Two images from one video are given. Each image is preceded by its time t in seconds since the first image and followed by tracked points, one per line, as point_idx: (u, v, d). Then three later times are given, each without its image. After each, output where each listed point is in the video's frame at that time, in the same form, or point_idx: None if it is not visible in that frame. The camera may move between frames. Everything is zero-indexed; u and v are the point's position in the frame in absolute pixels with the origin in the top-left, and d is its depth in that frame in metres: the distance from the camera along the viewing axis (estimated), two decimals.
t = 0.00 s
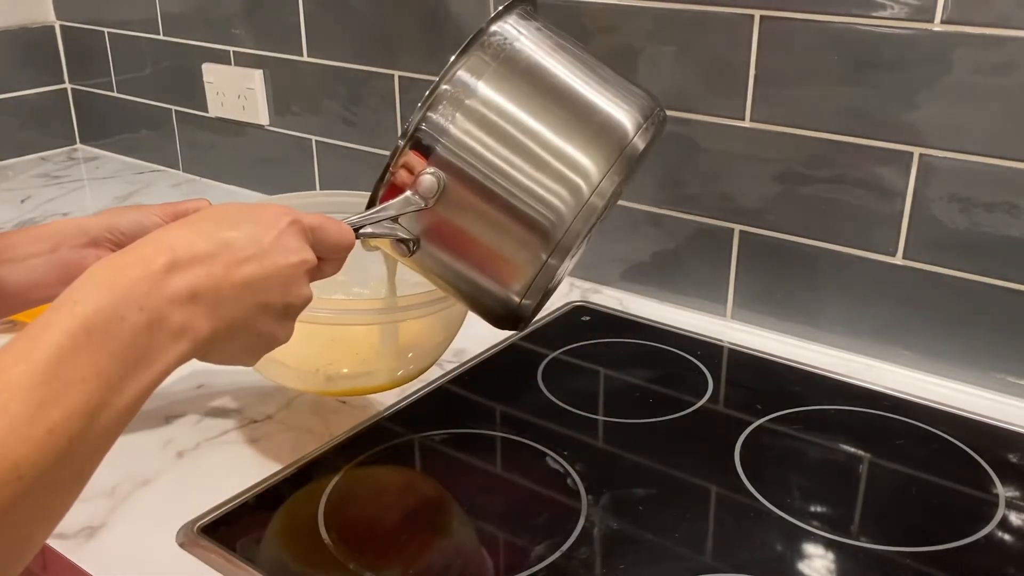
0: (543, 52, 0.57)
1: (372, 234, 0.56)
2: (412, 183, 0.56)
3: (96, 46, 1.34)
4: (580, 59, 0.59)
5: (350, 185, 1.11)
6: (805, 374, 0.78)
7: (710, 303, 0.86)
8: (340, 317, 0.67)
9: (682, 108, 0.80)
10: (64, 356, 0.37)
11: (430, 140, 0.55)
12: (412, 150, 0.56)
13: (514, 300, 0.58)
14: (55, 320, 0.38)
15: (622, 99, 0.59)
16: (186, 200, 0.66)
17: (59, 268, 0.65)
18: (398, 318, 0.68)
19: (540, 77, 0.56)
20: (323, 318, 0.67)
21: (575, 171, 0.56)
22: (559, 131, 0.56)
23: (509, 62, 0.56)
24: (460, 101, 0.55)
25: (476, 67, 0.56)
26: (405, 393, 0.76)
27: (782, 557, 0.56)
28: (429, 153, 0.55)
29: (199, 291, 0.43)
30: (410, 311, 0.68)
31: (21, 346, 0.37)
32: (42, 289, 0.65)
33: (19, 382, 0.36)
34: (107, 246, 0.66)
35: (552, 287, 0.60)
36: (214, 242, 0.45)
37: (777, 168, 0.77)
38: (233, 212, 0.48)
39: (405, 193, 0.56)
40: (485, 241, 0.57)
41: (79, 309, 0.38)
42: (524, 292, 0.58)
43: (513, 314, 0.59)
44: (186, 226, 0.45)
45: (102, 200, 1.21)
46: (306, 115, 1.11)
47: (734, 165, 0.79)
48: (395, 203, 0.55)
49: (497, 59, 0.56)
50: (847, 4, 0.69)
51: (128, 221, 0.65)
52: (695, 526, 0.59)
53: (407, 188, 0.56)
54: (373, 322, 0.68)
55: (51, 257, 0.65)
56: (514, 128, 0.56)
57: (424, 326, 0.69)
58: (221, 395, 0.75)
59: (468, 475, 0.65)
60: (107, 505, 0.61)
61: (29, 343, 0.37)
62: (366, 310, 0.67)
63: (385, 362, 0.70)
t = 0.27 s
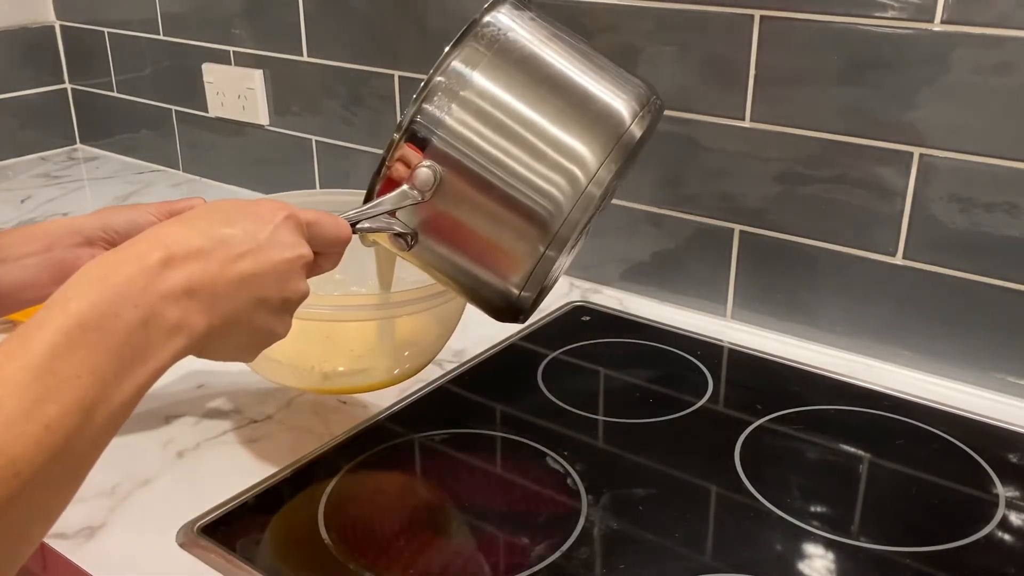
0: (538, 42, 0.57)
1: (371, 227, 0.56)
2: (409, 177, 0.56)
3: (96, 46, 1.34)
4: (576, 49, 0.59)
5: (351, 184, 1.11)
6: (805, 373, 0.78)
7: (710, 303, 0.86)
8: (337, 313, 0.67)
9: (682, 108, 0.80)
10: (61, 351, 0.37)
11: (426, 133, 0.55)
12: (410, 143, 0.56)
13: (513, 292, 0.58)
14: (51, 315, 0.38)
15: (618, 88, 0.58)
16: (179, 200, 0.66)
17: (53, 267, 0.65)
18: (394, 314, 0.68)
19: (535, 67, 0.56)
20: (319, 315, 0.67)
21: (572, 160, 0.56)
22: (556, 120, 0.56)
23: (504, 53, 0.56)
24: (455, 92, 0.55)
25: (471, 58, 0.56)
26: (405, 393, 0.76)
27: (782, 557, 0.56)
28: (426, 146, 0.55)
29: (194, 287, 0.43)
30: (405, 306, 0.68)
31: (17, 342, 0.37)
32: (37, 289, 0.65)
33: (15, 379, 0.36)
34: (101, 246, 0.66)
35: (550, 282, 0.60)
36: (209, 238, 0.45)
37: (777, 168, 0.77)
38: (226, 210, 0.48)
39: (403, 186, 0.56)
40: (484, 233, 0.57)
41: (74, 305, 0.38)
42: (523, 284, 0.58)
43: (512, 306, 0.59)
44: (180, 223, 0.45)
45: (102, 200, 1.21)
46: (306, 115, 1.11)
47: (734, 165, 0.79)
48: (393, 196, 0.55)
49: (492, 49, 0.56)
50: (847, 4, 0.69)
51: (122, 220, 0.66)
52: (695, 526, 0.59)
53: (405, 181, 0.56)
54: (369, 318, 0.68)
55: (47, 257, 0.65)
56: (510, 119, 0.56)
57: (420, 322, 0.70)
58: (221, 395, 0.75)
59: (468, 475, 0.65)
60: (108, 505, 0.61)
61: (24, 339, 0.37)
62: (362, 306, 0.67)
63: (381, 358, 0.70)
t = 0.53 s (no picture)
0: (539, 41, 0.57)
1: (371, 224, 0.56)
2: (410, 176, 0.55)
3: (96, 46, 1.34)
4: (576, 48, 0.59)
5: (351, 184, 1.11)
6: (805, 373, 0.78)
7: (710, 303, 0.86)
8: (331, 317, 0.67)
9: (682, 108, 0.80)
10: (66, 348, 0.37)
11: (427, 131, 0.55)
12: (409, 139, 0.55)
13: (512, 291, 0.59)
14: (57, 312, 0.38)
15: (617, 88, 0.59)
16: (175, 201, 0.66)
17: (50, 267, 0.65)
18: (389, 319, 0.68)
19: (536, 68, 0.56)
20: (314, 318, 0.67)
21: (572, 161, 0.56)
22: (556, 120, 0.56)
23: (505, 52, 0.56)
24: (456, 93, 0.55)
25: (473, 57, 0.55)
26: (405, 393, 0.76)
27: (782, 557, 0.56)
28: (427, 144, 0.55)
29: (200, 283, 0.43)
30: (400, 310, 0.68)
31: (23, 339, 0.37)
32: (33, 288, 0.65)
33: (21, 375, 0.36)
34: (97, 246, 0.66)
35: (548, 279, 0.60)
36: (214, 234, 0.45)
37: (777, 168, 0.77)
38: (233, 207, 0.48)
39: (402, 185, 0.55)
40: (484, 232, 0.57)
41: (80, 302, 0.38)
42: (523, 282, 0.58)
43: (511, 304, 0.59)
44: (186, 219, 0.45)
45: (102, 201, 1.21)
46: (306, 115, 1.11)
47: (734, 166, 0.79)
48: (392, 195, 0.55)
49: (493, 49, 0.56)
50: (847, 4, 0.69)
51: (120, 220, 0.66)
52: (695, 526, 0.59)
53: (405, 178, 0.56)
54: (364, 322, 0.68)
55: (43, 257, 0.65)
56: (511, 119, 0.56)
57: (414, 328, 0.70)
58: (221, 395, 0.75)
59: (468, 475, 0.65)
60: (108, 505, 0.61)
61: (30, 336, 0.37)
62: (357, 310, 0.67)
63: (374, 363, 0.70)
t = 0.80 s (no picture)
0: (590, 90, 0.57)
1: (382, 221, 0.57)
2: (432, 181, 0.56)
3: (96, 46, 1.34)
4: (620, 103, 0.58)
5: (351, 184, 1.11)
6: (805, 373, 0.78)
7: (710, 303, 0.86)
8: (326, 317, 0.68)
9: (682, 109, 0.80)
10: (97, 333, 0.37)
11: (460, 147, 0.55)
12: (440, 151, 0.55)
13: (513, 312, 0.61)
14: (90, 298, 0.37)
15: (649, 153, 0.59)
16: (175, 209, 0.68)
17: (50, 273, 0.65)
18: (384, 322, 0.68)
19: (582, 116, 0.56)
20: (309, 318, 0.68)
21: (591, 217, 0.57)
22: (586, 176, 0.56)
23: (559, 93, 0.55)
24: (508, 119, 0.55)
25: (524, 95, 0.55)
26: (405, 393, 0.76)
27: (782, 557, 0.56)
28: (462, 157, 0.55)
29: (226, 275, 0.42)
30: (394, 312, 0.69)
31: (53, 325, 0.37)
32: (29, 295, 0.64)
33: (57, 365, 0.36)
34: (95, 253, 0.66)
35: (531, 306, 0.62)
36: (244, 218, 0.44)
37: (777, 168, 0.77)
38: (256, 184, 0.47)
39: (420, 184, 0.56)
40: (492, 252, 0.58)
41: (109, 286, 0.37)
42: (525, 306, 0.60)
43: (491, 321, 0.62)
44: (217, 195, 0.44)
45: (102, 201, 1.21)
46: (307, 115, 1.11)
47: (734, 166, 0.79)
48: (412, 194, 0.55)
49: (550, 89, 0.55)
50: (847, 4, 0.69)
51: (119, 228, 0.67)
52: (695, 526, 0.59)
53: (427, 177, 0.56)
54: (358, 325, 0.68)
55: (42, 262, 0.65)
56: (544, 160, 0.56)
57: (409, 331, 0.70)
58: (221, 395, 0.75)
59: (468, 475, 0.65)
60: (108, 504, 0.61)
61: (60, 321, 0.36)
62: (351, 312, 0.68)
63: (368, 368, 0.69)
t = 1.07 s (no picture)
0: (628, 330, 0.54)
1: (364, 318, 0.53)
2: (446, 322, 0.52)
3: (96, 46, 1.34)
4: (639, 351, 0.56)
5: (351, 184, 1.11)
6: (805, 374, 0.78)
7: (710, 303, 0.86)
8: (294, 294, 0.66)
9: (682, 108, 0.80)
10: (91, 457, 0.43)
11: (483, 311, 0.51)
12: (462, 305, 0.51)
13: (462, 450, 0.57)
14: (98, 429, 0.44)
15: (632, 403, 0.57)
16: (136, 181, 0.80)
17: (29, 249, 0.76)
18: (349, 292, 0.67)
19: (604, 375, 0.55)
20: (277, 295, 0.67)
21: (550, 436, 0.55)
22: (573, 398, 0.54)
23: (586, 343, 0.53)
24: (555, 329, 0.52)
25: (559, 314, 0.51)
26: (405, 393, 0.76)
27: (782, 558, 0.56)
28: (504, 325, 0.51)
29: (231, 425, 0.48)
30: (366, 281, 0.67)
31: (66, 444, 0.44)
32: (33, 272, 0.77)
33: (55, 487, 0.42)
34: (71, 230, 0.78)
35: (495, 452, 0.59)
36: (263, 381, 0.49)
37: (777, 168, 0.77)
38: (280, 318, 0.51)
39: (422, 320, 0.52)
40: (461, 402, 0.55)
41: (116, 437, 0.43)
42: (475, 448, 0.56)
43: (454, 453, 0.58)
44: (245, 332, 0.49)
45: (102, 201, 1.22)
46: (306, 115, 1.12)
47: (734, 166, 0.79)
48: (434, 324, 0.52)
49: (585, 337, 0.52)
50: (847, 4, 0.69)
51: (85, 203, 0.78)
52: (695, 526, 0.59)
53: (437, 317, 0.52)
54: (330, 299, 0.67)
55: (20, 241, 0.76)
56: (542, 370, 0.53)
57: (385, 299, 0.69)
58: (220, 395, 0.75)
59: (468, 475, 0.65)
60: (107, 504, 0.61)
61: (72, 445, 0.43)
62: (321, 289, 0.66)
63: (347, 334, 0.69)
